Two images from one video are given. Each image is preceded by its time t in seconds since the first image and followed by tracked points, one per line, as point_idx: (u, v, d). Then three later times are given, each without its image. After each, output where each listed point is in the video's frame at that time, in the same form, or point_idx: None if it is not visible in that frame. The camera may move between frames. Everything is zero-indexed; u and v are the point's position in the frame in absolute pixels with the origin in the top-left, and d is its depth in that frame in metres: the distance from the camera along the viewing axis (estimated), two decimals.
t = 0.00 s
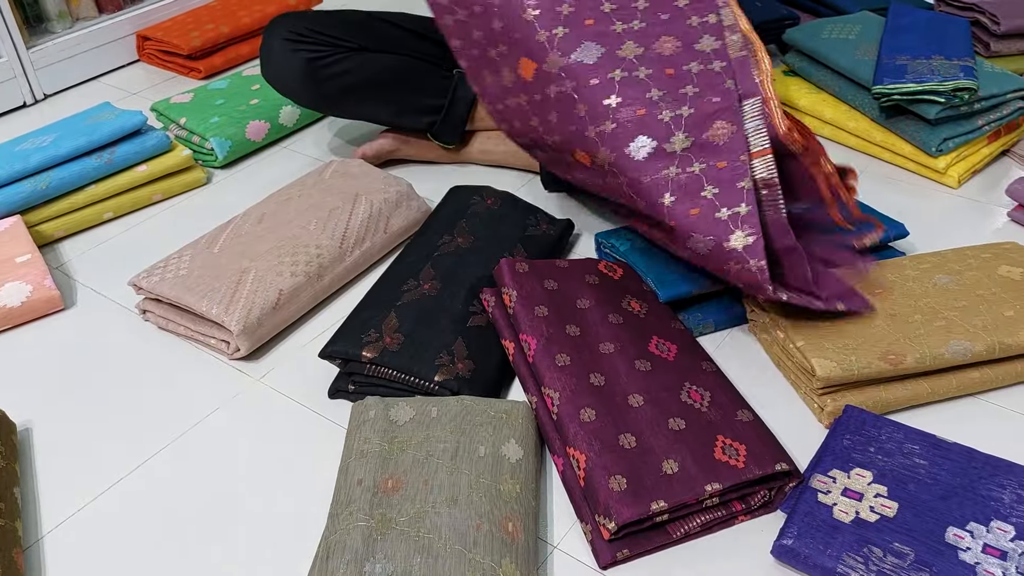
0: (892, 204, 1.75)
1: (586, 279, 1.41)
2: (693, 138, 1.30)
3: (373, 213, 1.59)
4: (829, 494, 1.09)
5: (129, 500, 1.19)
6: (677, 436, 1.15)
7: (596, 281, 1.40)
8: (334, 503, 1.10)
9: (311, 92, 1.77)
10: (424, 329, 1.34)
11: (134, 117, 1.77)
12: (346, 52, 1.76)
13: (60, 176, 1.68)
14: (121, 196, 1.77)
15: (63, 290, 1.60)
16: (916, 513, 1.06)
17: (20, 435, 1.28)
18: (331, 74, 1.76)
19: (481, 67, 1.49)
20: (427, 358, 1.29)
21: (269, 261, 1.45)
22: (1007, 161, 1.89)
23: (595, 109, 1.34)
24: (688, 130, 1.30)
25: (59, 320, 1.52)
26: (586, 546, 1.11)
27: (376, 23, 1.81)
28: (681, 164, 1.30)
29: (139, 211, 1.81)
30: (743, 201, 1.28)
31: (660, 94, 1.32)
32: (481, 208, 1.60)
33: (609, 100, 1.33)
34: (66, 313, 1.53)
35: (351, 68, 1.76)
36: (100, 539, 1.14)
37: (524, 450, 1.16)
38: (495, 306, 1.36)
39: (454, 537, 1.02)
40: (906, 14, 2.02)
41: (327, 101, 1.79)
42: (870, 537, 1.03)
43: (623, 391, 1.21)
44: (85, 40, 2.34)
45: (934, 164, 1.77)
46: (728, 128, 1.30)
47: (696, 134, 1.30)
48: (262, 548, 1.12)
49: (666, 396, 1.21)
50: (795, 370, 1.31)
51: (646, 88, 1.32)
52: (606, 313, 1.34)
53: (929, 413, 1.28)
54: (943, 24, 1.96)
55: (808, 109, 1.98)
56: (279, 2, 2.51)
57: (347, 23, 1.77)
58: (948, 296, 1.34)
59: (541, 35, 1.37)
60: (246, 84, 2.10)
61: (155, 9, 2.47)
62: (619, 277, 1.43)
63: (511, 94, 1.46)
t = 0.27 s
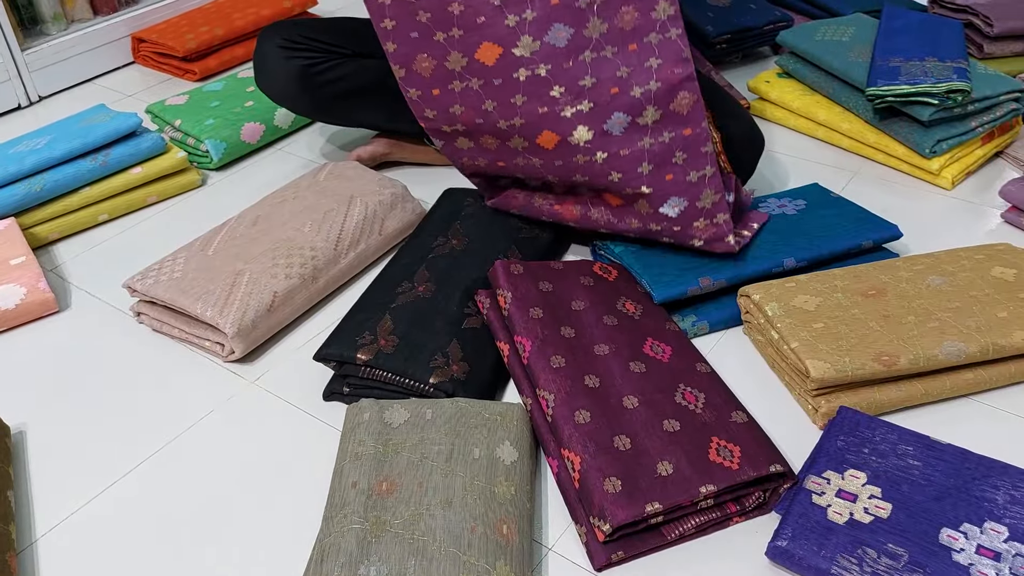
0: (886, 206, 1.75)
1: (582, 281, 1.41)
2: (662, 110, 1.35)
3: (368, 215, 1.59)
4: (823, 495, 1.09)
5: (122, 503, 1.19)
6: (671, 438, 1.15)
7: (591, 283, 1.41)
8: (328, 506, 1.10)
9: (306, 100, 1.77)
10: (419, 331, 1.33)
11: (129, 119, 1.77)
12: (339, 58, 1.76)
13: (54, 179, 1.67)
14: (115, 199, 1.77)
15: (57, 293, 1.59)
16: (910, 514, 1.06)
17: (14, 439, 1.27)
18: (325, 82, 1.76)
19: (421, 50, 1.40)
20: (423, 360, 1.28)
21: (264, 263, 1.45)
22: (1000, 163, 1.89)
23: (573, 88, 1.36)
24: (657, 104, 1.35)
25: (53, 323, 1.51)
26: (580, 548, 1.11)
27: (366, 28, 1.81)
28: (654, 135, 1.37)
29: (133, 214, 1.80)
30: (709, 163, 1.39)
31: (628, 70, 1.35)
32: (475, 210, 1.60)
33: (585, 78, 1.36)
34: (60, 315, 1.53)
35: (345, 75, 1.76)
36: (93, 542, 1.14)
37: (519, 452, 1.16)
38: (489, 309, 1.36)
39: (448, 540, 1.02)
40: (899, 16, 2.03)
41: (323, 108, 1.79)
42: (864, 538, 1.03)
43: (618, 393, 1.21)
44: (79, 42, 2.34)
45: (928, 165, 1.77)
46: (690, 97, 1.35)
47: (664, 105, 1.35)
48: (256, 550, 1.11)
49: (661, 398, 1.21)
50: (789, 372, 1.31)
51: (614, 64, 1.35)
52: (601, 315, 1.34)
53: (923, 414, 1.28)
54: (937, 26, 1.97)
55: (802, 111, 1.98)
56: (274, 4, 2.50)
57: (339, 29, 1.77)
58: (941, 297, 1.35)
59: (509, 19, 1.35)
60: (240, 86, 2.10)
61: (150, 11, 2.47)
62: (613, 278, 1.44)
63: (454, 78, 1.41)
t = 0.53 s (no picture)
0: (882, 207, 1.75)
1: (578, 282, 1.41)
2: (646, 84, 1.36)
3: (364, 215, 1.59)
4: (820, 496, 1.09)
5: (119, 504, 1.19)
6: (668, 438, 1.15)
7: (587, 284, 1.40)
8: (324, 507, 1.09)
9: (301, 98, 1.77)
10: (415, 332, 1.33)
11: (126, 121, 1.76)
12: (336, 58, 1.75)
13: (50, 180, 1.67)
14: (112, 200, 1.76)
15: (53, 294, 1.59)
16: (906, 515, 1.06)
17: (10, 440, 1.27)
18: (321, 80, 1.76)
19: (400, 25, 1.38)
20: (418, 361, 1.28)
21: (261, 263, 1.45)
22: (996, 163, 1.90)
23: (557, 61, 1.36)
24: (641, 77, 1.35)
25: (50, 324, 1.51)
26: (577, 549, 1.11)
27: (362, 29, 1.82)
28: (638, 109, 1.37)
29: (130, 215, 1.80)
30: (694, 138, 1.39)
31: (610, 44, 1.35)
32: (472, 211, 1.60)
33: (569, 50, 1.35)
34: (57, 317, 1.53)
35: (341, 74, 1.76)
36: (90, 542, 1.13)
37: (516, 452, 1.16)
38: (486, 310, 1.36)
39: (445, 541, 1.02)
40: (896, 17, 2.03)
41: (319, 107, 1.79)
42: (861, 538, 1.03)
43: (615, 393, 1.21)
44: (75, 43, 2.33)
45: (924, 166, 1.78)
46: (673, 72, 1.36)
47: (647, 79, 1.35)
48: (253, 551, 1.11)
49: (657, 398, 1.21)
50: (785, 373, 1.31)
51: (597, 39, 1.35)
52: (597, 315, 1.34)
53: (919, 414, 1.28)
54: (933, 28, 1.97)
55: (798, 112, 1.99)
56: (271, 5, 2.50)
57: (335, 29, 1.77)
58: (937, 298, 1.35)
59: None
60: (237, 87, 2.10)
61: (146, 12, 2.46)
62: (610, 279, 1.44)
63: (435, 53, 1.39)
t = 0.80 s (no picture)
0: (879, 207, 1.76)
1: (576, 282, 1.41)
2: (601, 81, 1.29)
3: (361, 214, 1.59)
4: (818, 495, 1.09)
5: (115, 505, 1.18)
6: (666, 438, 1.15)
7: (585, 285, 1.40)
8: (322, 508, 1.09)
9: (300, 95, 1.77)
10: (413, 332, 1.33)
11: (122, 121, 1.76)
12: (334, 57, 1.75)
13: (46, 181, 1.66)
14: (109, 200, 1.76)
15: (50, 295, 1.59)
16: (904, 514, 1.06)
17: (6, 442, 1.27)
18: (321, 78, 1.76)
19: None
20: (419, 361, 1.28)
21: (259, 265, 1.45)
22: (993, 163, 1.90)
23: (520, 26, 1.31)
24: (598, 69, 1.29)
25: (47, 324, 1.51)
26: (576, 549, 1.11)
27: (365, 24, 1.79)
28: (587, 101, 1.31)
29: (126, 216, 1.80)
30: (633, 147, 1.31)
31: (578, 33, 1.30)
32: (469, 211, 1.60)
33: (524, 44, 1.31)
34: (54, 317, 1.52)
35: (342, 72, 1.76)
36: (87, 544, 1.13)
37: (514, 452, 1.16)
38: (484, 311, 1.35)
39: (444, 541, 1.02)
40: (893, 17, 2.03)
41: (317, 105, 1.80)
42: (858, 538, 1.04)
43: (613, 394, 1.21)
44: (72, 43, 2.33)
45: (921, 166, 1.78)
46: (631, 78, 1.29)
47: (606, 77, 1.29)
48: (253, 551, 1.11)
49: (655, 398, 1.21)
50: (783, 372, 1.31)
51: (564, 25, 1.30)
52: (595, 315, 1.34)
53: (916, 414, 1.28)
54: (930, 28, 1.97)
55: (795, 112, 1.99)
56: (268, 6, 2.50)
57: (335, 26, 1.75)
58: (934, 297, 1.35)
59: None
60: (234, 87, 2.10)
61: (142, 13, 2.46)
62: (608, 279, 1.44)
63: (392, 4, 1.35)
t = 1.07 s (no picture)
0: (875, 208, 1.76)
1: (572, 283, 1.40)
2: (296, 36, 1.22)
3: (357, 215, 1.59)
4: (814, 497, 1.09)
5: (111, 507, 1.18)
6: (663, 440, 1.15)
7: (581, 286, 1.40)
8: (318, 510, 1.09)
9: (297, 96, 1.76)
10: (409, 334, 1.33)
11: (118, 122, 1.76)
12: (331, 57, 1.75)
13: (42, 182, 1.66)
14: (104, 202, 1.76)
15: (46, 296, 1.58)
16: (900, 515, 1.06)
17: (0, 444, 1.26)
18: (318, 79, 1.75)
19: None
20: (415, 362, 1.28)
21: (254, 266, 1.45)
22: (989, 165, 1.90)
23: None
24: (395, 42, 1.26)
25: (43, 325, 1.50)
26: (572, 551, 1.11)
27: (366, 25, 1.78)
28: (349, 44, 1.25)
29: (121, 217, 1.79)
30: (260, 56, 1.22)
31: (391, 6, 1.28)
32: (465, 213, 1.60)
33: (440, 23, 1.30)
34: (50, 318, 1.52)
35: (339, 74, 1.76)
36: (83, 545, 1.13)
37: (510, 454, 1.16)
38: (480, 312, 1.35)
39: (439, 543, 1.02)
40: (889, 18, 2.04)
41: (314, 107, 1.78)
42: (854, 539, 1.04)
43: (610, 394, 1.21)
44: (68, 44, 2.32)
45: (917, 168, 1.78)
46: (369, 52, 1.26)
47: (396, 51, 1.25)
48: (249, 552, 1.11)
49: (652, 400, 1.21)
50: (780, 374, 1.31)
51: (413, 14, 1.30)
52: (592, 317, 1.34)
53: (913, 415, 1.29)
54: (925, 30, 1.98)
55: (792, 113, 1.99)
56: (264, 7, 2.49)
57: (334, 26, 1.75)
58: (931, 299, 1.35)
59: None
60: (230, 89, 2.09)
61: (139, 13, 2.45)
62: (604, 279, 1.44)
63: None
